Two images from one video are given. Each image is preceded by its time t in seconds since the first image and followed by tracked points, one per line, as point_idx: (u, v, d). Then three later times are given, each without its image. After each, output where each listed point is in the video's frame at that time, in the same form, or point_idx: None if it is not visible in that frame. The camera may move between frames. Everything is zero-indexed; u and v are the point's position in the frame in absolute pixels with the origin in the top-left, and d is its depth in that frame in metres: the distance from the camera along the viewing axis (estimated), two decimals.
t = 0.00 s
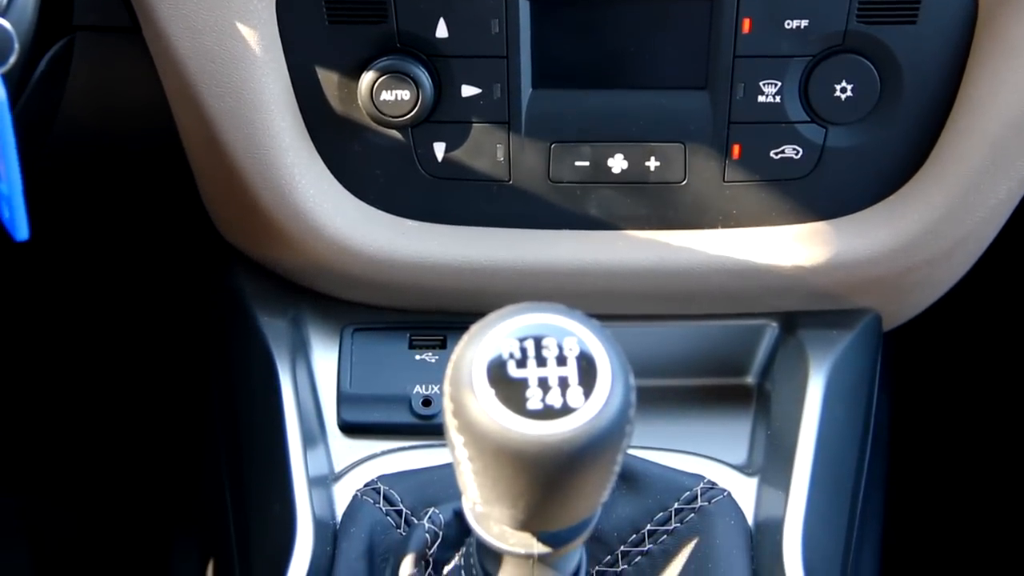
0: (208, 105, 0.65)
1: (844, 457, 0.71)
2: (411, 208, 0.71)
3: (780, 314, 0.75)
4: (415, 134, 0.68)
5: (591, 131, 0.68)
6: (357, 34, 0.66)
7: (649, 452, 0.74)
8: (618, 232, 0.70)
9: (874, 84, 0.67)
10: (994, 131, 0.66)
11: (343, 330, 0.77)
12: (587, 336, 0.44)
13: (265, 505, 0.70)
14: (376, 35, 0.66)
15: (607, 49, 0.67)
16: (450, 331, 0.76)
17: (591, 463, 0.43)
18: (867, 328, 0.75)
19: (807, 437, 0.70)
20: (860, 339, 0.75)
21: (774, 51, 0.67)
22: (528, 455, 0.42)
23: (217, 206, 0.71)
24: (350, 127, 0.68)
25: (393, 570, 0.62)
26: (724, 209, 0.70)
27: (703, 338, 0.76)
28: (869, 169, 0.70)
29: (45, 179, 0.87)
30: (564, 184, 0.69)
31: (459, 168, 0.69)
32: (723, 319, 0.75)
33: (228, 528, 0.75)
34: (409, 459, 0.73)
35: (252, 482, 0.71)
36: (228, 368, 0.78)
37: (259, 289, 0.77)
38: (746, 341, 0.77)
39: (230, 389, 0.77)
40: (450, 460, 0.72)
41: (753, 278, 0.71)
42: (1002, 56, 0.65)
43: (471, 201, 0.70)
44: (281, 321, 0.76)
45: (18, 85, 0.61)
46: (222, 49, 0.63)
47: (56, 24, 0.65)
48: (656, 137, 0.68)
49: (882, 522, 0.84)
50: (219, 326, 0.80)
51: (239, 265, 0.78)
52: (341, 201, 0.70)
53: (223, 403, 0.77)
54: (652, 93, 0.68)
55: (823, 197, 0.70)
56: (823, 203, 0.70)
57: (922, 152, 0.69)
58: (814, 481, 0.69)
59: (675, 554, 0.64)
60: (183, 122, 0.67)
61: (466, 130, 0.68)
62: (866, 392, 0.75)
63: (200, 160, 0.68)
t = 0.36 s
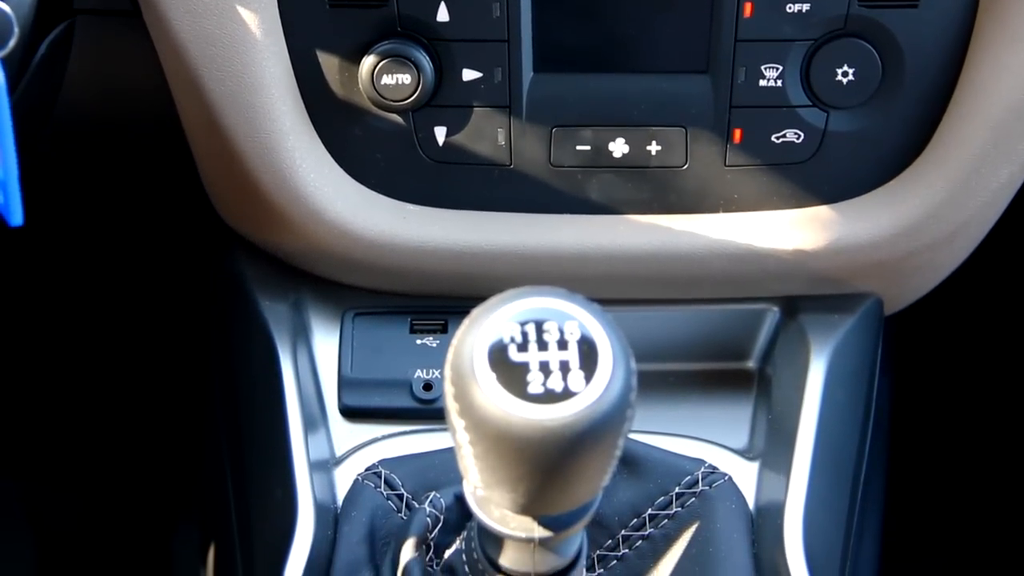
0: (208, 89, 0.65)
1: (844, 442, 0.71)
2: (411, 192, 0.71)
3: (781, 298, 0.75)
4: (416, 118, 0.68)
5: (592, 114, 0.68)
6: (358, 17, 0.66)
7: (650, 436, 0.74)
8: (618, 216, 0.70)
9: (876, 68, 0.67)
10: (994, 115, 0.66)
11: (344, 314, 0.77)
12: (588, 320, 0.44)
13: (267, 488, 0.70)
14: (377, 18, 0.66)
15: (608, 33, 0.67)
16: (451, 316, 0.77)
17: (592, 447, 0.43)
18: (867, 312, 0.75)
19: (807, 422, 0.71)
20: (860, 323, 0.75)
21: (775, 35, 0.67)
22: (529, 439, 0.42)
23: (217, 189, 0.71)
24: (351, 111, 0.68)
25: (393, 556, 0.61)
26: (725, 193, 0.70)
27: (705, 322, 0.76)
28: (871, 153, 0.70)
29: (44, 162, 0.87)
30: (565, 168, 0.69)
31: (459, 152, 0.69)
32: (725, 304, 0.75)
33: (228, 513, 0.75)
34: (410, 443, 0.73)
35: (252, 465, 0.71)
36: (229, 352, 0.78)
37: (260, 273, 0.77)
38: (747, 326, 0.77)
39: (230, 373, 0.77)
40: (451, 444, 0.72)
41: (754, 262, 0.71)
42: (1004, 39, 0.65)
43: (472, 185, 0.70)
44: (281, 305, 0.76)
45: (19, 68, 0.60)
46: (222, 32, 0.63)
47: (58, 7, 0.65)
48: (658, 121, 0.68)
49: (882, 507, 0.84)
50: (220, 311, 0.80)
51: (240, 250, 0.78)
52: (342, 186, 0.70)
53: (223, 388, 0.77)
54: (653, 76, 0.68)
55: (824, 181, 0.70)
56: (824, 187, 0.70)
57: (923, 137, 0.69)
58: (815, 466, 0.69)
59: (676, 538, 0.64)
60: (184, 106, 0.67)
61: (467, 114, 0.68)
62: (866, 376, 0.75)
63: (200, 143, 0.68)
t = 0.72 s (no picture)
0: (208, 73, 0.64)
1: (844, 426, 0.71)
2: (411, 177, 0.71)
3: (781, 283, 0.75)
4: (416, 102, 0.68)
5: (592, 99, 0.68)
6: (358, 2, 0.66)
7: (650, 420, 0.74)
8: (619, 200, 0.70)
9: (877, 52, 0.67)
10: (995, 100, 0.66)
11: (344, 299, 0.77)
12: (588, 304, 0.44)
13: (268, 472, 0.70)
14: (377, 2, 0.66)
15: (609, 17, 0.67)
16: (451, 301, 0.77)
17: (592, 432, 0.43)
18: (868, 297, 0.75)
19: (807, 407, 0.71)
20: (861, 308, 0.75)
21: (775, 19, 0.67)
22: (529, 423, 0.42)
23: (217, 174, 0.71)
24: (351, 95, 0.68)
25: (393, 540, 0.61)
26: (726, 177, 0.70)
27: (705, 307, 0.77)
28: (871, 138, 0.69)
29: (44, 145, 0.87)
30: (565, 153, 0.69)
31: (459, 137, 0.69)
32: (725, 289, 0.75)
33: (228, 497, 0.75)
34: (410, 428, 0.74)
35: (253, 448, 0.72)
36: (229, 337, 0.78)
37: (260, 258, 0.77)
38: (747, 311, 0.77)
39: (231, 358, 0.77)
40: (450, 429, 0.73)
41: (754, 247, 0.71)
42: (1006, 22, 0.64)
43: (472, 170, 0.70)
44: (282, 290, 0.76)
45: (19, 52, 0.60)
46: (222, 16, 0.63)
47: None
48: (658, 106, 0.68)
49: (882, 491, 0.84)
50: (221, 295, 0.80)
51: (240, 235, 0.78)
52: (342, 170, 0.70)
53: (224, 373, 0.78)
54: (653, 61, 0.68)
55: (824, 165, 0.70)
56: (825, 172, 0.70)
57: (924, 121, 0.69)
58: (814, 450, 0.69)
59: (676, 522, 0.64)
60: (183, 90, 0.67)
61: (467, 99, 0.68)
62: (867, 360, 0.75)
63: (199, 127, 0.68)
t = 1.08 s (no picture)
0: (208, 57, 0.64)
1: (844, 409, 0.71)
2: (411, 161, 0.71)
3: (781, 267, 0.75)
4: (415, 87, 0.68)
5: (592, 83, 0.68)
6: None
7: (650, 405, 0.75)
8: (618, 184, 0.70)
9: (877, 36, 0.67)
10: (996, 83, 0.66)
11: (344, 283, 0.78)
12: (588, 289, 0.44)
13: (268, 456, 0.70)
14: None
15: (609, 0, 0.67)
16: (451, 286, 0.77)
17: (592, 417, 0.43)
18: (868, 280, 0.75)
19: (807, 390, 0.71)
20: (861, 292, 0.75)
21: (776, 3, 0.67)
22: (528, 407, 0.42)
23: (217, 159, 0.71)
24: (351, 80, 0.68)
25: (394, 523, 0.62)
26: (727, 161, 0.70)
27: (705, 291, 0.77)
28: (871, 123, 0.69)
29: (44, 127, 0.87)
30: (564, 137, 0.69)
31: (459, 121, 0.69)
32: (725, 273, 0.75)
33: (227, 481, 0.75)
34: (410, 413, 0.74)
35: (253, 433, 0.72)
36: (229, 321, 0.78)
37: (261, 242, 0.78)
38: (747, 295, 0.77)
39: (231, 342, 0.77)
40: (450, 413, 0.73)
41: (755, 231, 0.71)
42: (1007, 5, 0.64)
43: (472, 154, 0.70)
44: (282, 274, 0.76)
45: (19, 35, 0.60)
46: None
47: None
48: (659, 90, 0.68)
49: (882, 475, 0.85)
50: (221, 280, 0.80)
51: (240, 219, 0.78)
52: (342, 155, 0.70)
53: (224, 357, 0.78)
54: (654, 45, 0.67)
55: (824, 150, 0.70)
56: (825, 157, 0.70)
57: (924, 105, 0.69)
58: (813, 433, 0.69)
59: (676, 506, 0.65)
60: (183, 75, 0.66)
61: (467, 83, 0.68)
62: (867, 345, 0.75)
63: (200, 111, 0.68)
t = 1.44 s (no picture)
0: (208, 41, 0.64)
1: (844, 394, 0.72)
2: (411, 145, 0.71)
3: (782, 252, 0.76)
4: (415, 70, 0.68)
5: (593, 67, 0.68)
6: None
7: (651, 390, 0.75)
8: (618, 168, 0.70)
9: (878, 20, 0.67)
10: (996, 67, 0.66)
11: (344, 268, 0.78)
12: (588, 273, 0.44)
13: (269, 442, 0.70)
14: None
15: None
16: (451, 271, 0.77)
17: (591, 401, 0.43)
18: (868, 265, 0.75)
19: (806, 375, 0.71)
20: (861, 276, 0.75)
21: None
22: (528, 391, 0.42)
23: (217, 144, 0.71)
24: (351, 64, 0.68)
25: (394, 508, 0.62)
26: (727, 146, 0.70)
27: (704, 276, 0.77)
28: (872, 107, 0.69)
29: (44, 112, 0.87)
30: (565, 122, 0.69)
31: (459, 105, 0.69)
32: (725, 258, 0.75)
33: (228, 466, 0.76)
34: (411, 397, 0.74)
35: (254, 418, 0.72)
36: (229, 306, 0.78)
37: (261, 227, 0.78)
38: (747, 280, 0.77)
39: (231, 327, 0.77)
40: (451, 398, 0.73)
41: (755, 216, 0.71)
42: None
43: (472, 139, 0.70)
44: (282, 258, 0.76)
45: (19, 17, 0.60)
46: None
47: None
48: (660, 75, 0.68)
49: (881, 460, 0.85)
50: (221, 265, 0.80)
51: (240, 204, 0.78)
52: (342, 139, 0.70)
53: (224, 342, 0.78)
54: (654, 29, 0.67)
55: (825, 134, 0.70)
56: (825, 141, 0.70)
57: (924, 90, 0.69)
58: (813, 418, 0.69)
59: (676, 490, 0.65)
60: (183, 59, 0.66)
61: (467, 67, 0.68)
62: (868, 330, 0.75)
63: (200, 96, 0.68)
